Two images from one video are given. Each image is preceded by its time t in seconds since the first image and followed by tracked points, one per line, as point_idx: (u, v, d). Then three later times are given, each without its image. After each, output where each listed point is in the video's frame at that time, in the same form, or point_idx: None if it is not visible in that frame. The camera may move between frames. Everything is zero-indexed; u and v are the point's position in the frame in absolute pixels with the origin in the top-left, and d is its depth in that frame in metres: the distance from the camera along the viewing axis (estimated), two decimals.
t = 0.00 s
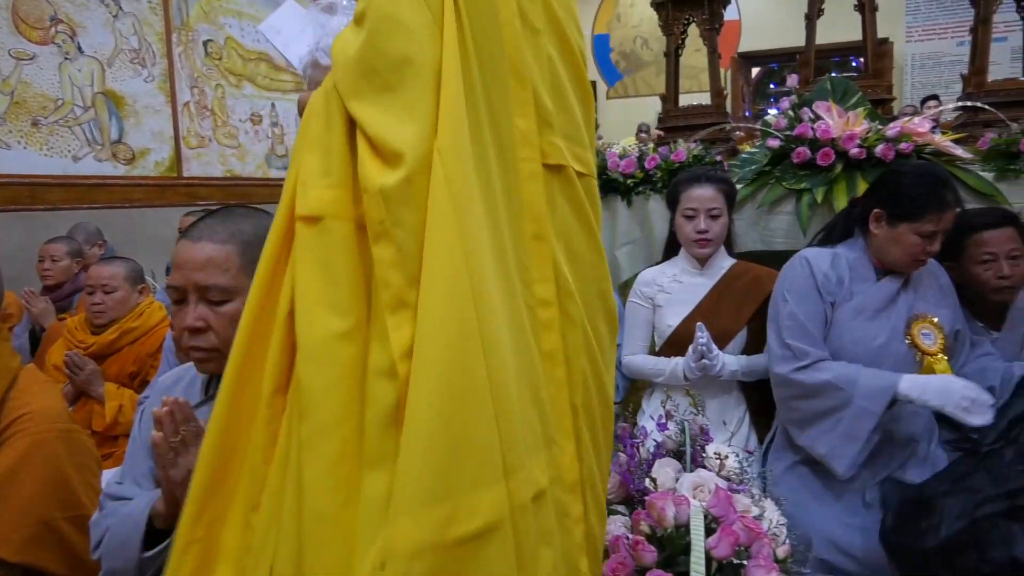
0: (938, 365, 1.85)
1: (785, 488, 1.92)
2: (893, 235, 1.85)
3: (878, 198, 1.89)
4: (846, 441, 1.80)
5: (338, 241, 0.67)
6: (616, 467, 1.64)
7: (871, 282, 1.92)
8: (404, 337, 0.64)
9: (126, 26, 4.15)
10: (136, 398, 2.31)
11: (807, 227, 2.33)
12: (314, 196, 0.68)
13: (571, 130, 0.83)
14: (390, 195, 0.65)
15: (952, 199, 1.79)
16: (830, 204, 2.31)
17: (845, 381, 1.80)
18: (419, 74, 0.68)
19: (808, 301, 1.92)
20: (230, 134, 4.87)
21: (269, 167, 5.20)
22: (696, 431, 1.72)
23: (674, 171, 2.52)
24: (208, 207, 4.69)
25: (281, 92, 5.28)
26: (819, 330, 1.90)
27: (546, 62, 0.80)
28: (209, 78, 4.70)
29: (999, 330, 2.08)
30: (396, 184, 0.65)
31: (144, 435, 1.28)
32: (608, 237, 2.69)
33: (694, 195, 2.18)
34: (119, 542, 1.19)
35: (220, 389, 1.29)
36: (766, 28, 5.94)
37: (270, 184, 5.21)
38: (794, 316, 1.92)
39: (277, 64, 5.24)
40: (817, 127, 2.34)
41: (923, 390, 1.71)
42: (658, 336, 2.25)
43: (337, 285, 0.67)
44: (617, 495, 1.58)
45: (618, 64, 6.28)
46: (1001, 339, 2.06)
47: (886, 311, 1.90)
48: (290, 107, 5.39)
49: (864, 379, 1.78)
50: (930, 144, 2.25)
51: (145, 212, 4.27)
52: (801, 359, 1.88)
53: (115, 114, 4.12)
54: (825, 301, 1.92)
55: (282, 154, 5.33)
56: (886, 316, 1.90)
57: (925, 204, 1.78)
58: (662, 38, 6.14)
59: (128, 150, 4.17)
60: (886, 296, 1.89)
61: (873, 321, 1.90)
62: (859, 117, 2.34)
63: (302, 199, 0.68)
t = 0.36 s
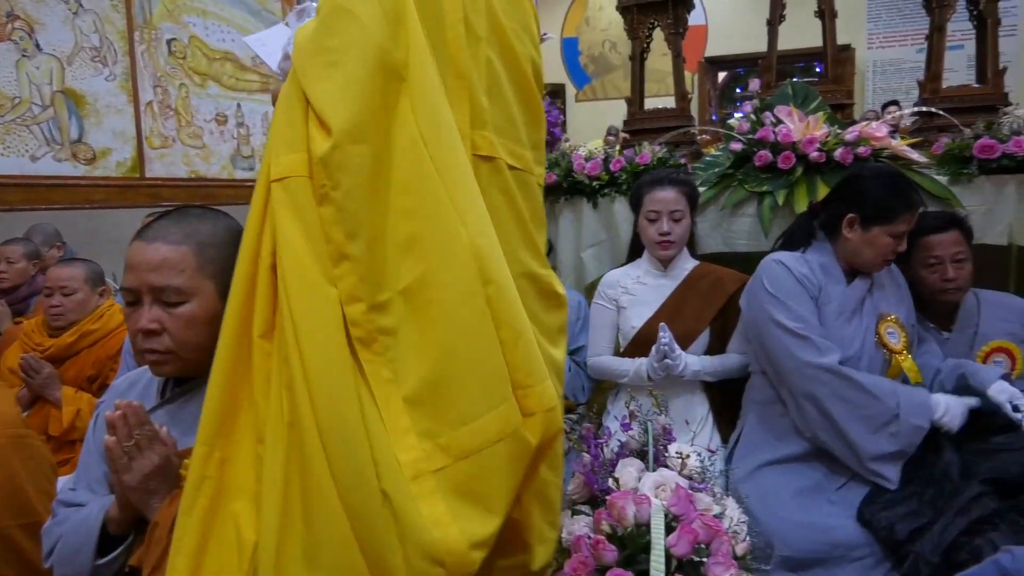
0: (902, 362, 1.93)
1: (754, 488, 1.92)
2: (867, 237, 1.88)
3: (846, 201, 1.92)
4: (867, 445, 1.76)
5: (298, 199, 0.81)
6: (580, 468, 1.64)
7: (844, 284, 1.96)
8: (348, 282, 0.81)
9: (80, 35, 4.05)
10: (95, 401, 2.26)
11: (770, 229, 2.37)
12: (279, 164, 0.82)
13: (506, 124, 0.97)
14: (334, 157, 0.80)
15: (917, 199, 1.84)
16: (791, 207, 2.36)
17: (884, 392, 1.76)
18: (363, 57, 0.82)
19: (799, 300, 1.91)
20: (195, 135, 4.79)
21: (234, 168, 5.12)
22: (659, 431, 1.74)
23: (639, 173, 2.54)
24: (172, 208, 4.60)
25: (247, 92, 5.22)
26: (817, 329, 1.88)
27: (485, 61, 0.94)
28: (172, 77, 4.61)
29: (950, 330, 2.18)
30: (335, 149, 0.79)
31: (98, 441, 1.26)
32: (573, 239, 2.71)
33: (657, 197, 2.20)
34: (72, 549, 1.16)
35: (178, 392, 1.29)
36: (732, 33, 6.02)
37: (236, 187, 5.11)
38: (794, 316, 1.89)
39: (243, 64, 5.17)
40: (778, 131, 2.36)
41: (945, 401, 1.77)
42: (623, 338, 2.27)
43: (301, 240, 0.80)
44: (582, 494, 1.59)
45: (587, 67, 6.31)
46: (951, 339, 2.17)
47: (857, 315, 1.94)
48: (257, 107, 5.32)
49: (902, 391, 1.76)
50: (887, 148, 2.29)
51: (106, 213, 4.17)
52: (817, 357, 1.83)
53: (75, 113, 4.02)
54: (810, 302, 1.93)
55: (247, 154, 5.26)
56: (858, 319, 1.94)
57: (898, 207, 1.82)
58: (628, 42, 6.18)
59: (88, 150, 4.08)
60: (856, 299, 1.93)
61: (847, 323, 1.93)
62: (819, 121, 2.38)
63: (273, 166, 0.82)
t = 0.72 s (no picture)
0: (867, 364, 1.97)
1: (720, 487, 1.93)
2: (850, 245, 1.91)
3: (827, 212, 1.94)
4: (808, 463, 1.83)
5: (252, 204, 0.91)
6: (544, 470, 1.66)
7: (817, 288, 1.99)
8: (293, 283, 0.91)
9: (42, 10, 3.05)
10: (51, 406, 2.22)
11: (731, 232, 2.41)
12: (232, 172, 0.92)
13: (437, 145, 1.05)
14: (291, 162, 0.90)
15: (894, 207, 1.89)
16: (752, 210, 2.40)
17: (835, 409, 1.83)
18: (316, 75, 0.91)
19: (771, 303, 1.94)
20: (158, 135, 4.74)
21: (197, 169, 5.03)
22: (621, 432, 1.75)
23: (604, 175, 2.56)
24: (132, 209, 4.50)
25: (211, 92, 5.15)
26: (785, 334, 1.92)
27: (419, 87, 1.01)
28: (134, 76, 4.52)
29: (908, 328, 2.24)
30: (289, 161, 0.90)
31: (49, 448, 1.24)
32: (537, 241, 2.72)
33: (620, 200, 2.22)
34: (22, 558, 1.14)
35: (133, 397, 1.28)
36: (696, 38, 6.10)
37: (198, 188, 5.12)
38: (764, 318, 1.92)
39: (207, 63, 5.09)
40: (739, 135, 2.39)
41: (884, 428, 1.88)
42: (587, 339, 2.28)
43: (259, 236, 0.91)
44: (546, 496, 1.62)
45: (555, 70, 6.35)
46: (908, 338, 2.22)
47: (828, 317, 1.97)
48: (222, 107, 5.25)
49: (852, 412, 1.85)
50: (845, 153, 2.34)
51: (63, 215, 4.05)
52: (781, 362, 1.87)
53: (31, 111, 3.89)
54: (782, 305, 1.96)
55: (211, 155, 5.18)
56: (829, 321, 1.97)
57: (877, 214, 1.87)
58: (596, 45, 6.22)
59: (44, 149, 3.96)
60: (827, 302, 1.97)
61: (818, 327, 1.96)
62: (779, 126, 2.41)
63: (227, 175, 0.92)
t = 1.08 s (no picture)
0: (842, 366, 1.99)
1: (698, 487, 1.94)
2: (814, 254, 1.92)
3: (797, 217, 1.94)
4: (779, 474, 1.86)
5: (211, 219, 1.03)
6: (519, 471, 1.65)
7: (787, 296, 2.01)
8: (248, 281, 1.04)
9: (10, 7, 2.88)
10: (19, 409, 2.18)
11: (706, 233, 2.43)
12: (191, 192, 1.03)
13: (364, 162, 1.21)
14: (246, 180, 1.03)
15: (861, 213, 1.89)
16: (727, 212, 2.43)
17: (804, 420, 1.86)
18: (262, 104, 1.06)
19: (738, 317, 1.96)
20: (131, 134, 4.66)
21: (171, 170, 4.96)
22: (597, 432, 1.74)
23: (580, 176, 2.57)
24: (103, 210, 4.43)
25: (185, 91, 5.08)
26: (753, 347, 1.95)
27: (346, 110, 1.17)
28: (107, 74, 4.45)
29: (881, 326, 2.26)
30: (244, 176, 1.03)
31: (15, 451, 1.22)
32: (514, 243, 2.72)
33: (596, 202, 2.23)
34: None
35: (101, 399, 1.28)
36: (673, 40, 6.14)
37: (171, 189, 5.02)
38: (731, 335, 1.94)
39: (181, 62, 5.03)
40: (714, 137, 2.41)
41: (853, 432, 1.91)
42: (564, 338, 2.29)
43: (223, 245, 1.03)
44: (522, 497, 1.61)
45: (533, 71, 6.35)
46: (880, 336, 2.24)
47: (799, 324, 2.00)
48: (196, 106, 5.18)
49: (820, 421, 1.87)
50: (817, 155, 2.38)
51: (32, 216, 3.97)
52: (746, 381, 1.90)
53: None
54: (751, 315, 1.98)
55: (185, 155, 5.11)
56: (799, 328, 1.99)
57: (843, 221, 1.86)
58: (573, 47, 6.24)
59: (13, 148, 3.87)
60: (796, 309, 1.99)
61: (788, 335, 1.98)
62: (753, 129, 2.44)
63: (187, 194, 1.03)
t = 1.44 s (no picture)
0: (819, 371, 2.00)
1: (679, 488, 1.95)
2: (792, 261, 1.94)
3: (771, 230, 1.96)
4: (754, 480, 1.87)
5: (221, 206, 1.19)
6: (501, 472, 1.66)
7: (765, 302, 2.02)
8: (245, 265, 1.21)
9: None
10: None
11: (688, 235, 2.44)
12: (206, 179, 1.19)
13: (335, 165, 1.43)
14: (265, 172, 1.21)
15: (839, 220, 1.90)
16: (709, 213, 2.44)
17: (776, 427, 1.88)
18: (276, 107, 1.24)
19: (716, 325, 1.97)
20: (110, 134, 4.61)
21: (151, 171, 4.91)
22: (580, 434, 1.73)
23: (563, 178, 2.57)
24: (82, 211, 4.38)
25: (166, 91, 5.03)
26: (730, 355, 1.96)
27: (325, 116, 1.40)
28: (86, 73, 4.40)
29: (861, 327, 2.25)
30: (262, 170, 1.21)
31: None
32: (496, 244, 2.71)
33: (579, 203, 2.23)
34: None
35: (78, 401, 1.29)
36: (656, 44, 6.17)
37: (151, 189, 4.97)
38: (707, 343, 1.95)
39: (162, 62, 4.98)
40: (696, 139, 2.43)
41: (828, 432, 1.93)
42: (548, 339, 2.29)
43: (231, 230, 1.19)
44: (504, 499, 1.63)
45: (516, 73, 6.36)
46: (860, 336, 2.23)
47: (776, 330, 2.01)
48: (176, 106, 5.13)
49: (792, 425, 1.89)
50: (797, 158, 2.40)
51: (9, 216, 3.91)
52: (720, 389, 1.91)
53: None
54: (729, 322, 1.99)
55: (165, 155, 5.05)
56: (777, 334, 2.00)
57: (821, 227, 1.87)
58: (557, 50, 6.26)
59: None
60: (774, 315, 2.00)
61: (766, 341, 1.99)
62: (734, 131, 2.46)
63: (199, 180, 1.19)
